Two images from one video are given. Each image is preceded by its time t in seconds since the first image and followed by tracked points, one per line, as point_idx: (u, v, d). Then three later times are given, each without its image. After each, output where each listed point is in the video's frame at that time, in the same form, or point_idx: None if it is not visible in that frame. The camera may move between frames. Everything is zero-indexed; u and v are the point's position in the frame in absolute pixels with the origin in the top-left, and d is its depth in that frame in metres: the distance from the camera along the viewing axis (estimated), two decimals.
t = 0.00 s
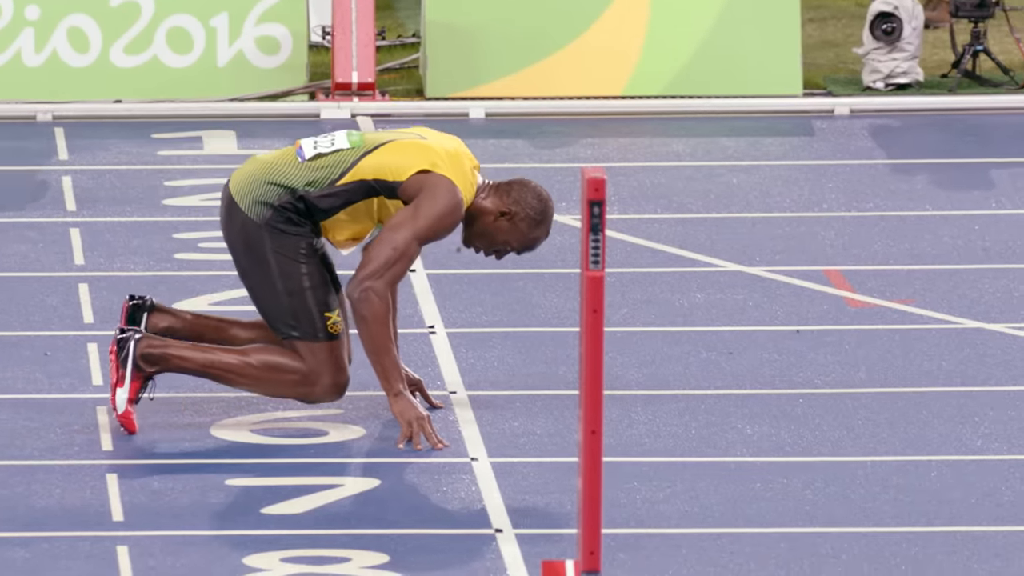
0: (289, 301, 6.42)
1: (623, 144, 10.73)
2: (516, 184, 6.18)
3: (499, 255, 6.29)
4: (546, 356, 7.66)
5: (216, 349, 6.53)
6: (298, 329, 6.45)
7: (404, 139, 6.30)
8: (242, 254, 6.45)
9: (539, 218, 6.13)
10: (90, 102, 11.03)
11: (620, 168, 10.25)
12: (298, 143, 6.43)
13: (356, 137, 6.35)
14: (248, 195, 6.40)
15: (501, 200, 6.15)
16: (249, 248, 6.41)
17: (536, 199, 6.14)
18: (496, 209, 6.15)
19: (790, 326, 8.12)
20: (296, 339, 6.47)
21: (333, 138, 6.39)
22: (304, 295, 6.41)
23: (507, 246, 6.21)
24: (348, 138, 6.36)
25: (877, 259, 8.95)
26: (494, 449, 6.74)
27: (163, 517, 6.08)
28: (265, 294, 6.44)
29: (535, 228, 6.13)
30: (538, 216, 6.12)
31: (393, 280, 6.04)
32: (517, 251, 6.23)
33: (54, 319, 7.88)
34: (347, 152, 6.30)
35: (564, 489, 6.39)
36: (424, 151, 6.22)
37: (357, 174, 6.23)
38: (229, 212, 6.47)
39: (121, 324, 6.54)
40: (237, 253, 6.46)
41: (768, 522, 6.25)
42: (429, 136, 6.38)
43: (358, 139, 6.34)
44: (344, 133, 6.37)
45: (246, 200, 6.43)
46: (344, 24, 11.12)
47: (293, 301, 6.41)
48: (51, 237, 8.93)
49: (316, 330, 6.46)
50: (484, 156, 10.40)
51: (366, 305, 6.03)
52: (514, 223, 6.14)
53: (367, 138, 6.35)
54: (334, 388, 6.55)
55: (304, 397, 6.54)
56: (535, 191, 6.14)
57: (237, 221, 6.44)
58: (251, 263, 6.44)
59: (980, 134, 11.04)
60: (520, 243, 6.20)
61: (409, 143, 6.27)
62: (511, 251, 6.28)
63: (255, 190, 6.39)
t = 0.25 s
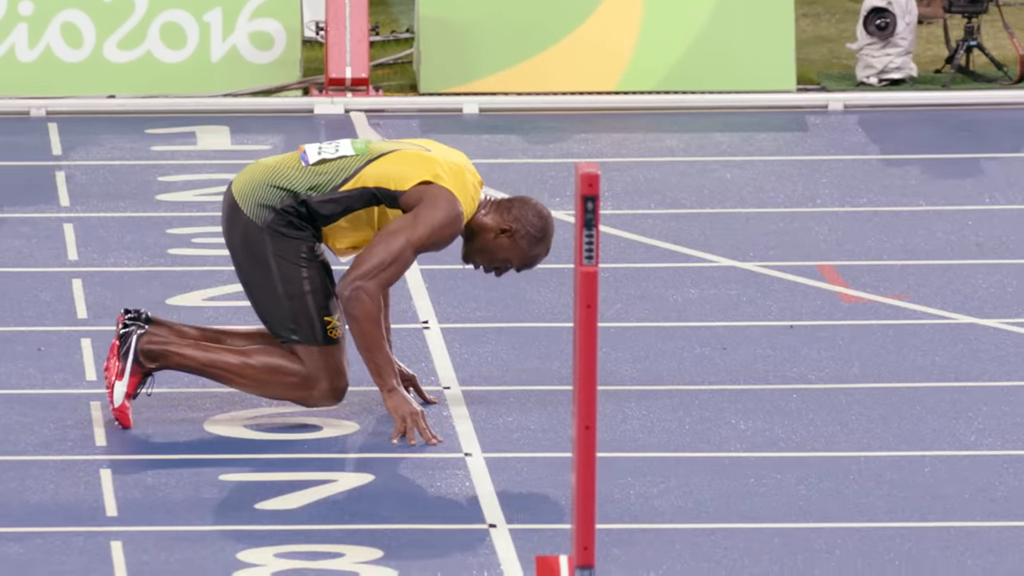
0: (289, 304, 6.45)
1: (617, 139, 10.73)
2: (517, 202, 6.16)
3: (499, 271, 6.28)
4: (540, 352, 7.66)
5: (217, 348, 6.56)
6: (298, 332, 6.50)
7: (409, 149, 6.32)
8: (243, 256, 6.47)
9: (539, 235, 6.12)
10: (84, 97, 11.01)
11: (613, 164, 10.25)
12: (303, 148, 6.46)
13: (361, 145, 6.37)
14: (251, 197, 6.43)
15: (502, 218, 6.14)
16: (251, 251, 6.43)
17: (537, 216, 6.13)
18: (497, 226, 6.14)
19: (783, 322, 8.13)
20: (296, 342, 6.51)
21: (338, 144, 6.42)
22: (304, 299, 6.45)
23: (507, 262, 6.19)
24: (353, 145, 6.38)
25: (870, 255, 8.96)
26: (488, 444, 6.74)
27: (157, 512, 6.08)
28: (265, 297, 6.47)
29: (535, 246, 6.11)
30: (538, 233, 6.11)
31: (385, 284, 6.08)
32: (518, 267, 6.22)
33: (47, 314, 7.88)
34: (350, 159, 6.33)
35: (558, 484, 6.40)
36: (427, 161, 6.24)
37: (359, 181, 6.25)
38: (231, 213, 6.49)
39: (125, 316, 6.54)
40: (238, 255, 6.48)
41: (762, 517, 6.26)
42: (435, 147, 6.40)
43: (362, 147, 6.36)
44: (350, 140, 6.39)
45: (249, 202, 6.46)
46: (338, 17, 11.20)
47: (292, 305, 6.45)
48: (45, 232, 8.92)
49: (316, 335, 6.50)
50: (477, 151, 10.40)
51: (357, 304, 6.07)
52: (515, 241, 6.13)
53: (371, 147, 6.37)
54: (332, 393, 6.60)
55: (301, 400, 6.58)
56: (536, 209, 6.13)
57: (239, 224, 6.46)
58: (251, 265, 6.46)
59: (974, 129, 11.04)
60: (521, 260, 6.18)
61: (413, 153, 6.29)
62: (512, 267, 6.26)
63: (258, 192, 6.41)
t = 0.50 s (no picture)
0: (292, 306, 6.49)
1: (616, 132, 10.71)
2: (518, 222, 6.24)
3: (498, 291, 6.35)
4: (539, 346, 7.66)
5: (222, 348, 6.60)
6: (301, 334, 6.53)
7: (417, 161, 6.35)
8: (247, 257, 6.52)
9: (540, 255, 6.20)
10: (82, 91, 10.99)
11: (612, 157, 10.24)
12: (310, 151, 6.50)
13: (369, 153, 6.42)
14: (257, 197, 6.47)
15: (504, 238, 6.21)
16: (254, 251, 6.48)
17: (538, 237, 6.21)
18: (498, 246, 6.21)
19: (782, 316, 8.12)
20: (299, 344, 6.55)
21: (347, 151, 6.45)
22: (306, 300, 6.48)
23: (507, 282, 6.27)
24: (361, 153, 6.43)
25: (869, 249, 8.95)
26: (487, 438, 6.73)
27: (155, 507, 6.07)
28: (269, 298, 6.51)
29: (536, 266, 6.20)
30: (539, 254, 6.19)
31: (380, 287, 6.14)
32: (517, 288, 6.30)
33: (45, 308, 7.87)
34: (358, 167, 6.37)
35: (557, 478, 6.39)
36: (434, 175, 6.29)
37: (365, 191, 6.29)
38: (237, 214, 6.54)
39: (131, 312, 6.59)
40: (242, 256, 6.53)
41: (760, 511, 6.26)
42: (443, 162, 6.44)
43: (370, 155, 6.41)
44: (358, 148, 6.44)
45: (255, 202, 6.50)
46: (336, 11, 11.18)
47: (296, 306, 6.48)
48: (43, 226, 8.91)
49: (319, 337, 6.53)
50: (476, 145, 10.39)
51: (351, 304, 6.12)
52: (516, 260, 6.21)
53: (379, 156, 6.41)
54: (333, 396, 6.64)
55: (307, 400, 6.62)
56: (537, 229, 6.21)
57: (244, 224, 6.50)
58: (256, 266, 6.51)
59: (973, 123, 11.03)
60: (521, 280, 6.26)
61: (422, 166, 6.33)
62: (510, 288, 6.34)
63: (264, 193, 6.46)
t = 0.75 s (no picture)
0: (299, 306, 6.49)
1: (619, 125, 10.69)
2: (522, 241, 6.25)
3: (500, 309, 6.37)
4: (542, 339, 7.64)
5: (232, 347, 6.64)
6: (309, 335, 6.54)
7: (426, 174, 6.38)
8: (255, 259, 6.53)
9: (544, 276, 6.22)
10: (84, 84, 10.97)
11: (615, 150, 10.22)
12: (321, 156, 6.56)
13: (380, 163, 6.49)
14: (266, 198, 6.51)
15: (507, 258, 6.22)
16: (261, 252, 6.50)
17: (541, 258, 6.22)
18: (501, 266, 6.22)
19: (786, 309, 8.10)
20: (307, 344, 6.56)
21: (357, 160, 6.52)
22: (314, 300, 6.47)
23: (509, 301, 6.28)
24: (372, 162, 6.51)
25: (873, 242, 8.93)
26: (490, 431, 6.72)
27: (158, 500, 6.06)
28: (277, 299, 6.53)
29: (539, 287, 6.21)
30: (542, 275, 6.20)
31: (379, 291, 6.18)
32: (519, 308, 6.31)
33: (48, 301, 7.86)
34: (368, 175, 6.43)
35: (560, 472, 6.38)
36: (441, 188, 6.29)
37: (372, 199, 6.34)
38: (245, 215, 6.57)
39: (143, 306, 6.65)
40: (249, 257, 6.55)
41: (764, 505, 6.24)
42: (454, 178, 6.46)
43: (380, 165, 6.48)
44: (369, 157, 6.52)
45: (263, 202, 6.54)
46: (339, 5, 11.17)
47: (304, 307, 6.48)
48: (45, 219, 8.89)
49: (327, 339, 6.54)
50: (479, 138, 10.37)
51: (348, 302, 6.16)
52: (518, 280, 6.22)
53: (389, 166, 6.48)
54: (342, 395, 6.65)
55: (313, 402, 6.66)
56: (541, 250, 6.23)
57: (252, 225, 6.52)
58: (264, 267, 6.52)
59: (977, 116, 11.01)
60: (523, 301, 6.28)
61: (431, 180, 6.35)
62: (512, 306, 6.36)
63: (272, 194, 6.50)
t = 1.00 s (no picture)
0: (306, 306, 6.53)
1: (623, 114, 10.67)
2: (525, 256, 6.32)
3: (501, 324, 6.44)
4: (546, 329, 7.63)
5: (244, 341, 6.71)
6: (317, 334, 6.58)
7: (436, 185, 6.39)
8: (262, 256, 6.56)
9: (546, 292, 6.29)
10: (88, 73, 10.98)
11: (619, 139, 10.20)
12: (332, 157, 6.56)
13: (389, 171, 6.49)
14: (275, 195, 6.52)
15: (510, 273, 6.29)
16: (269, 251, 6.53)
17: (544, 273, 6.29)
18: (504, 281, 6.28)
19: (790, 298, 8.09)
20: (313, 342, 6.62)
21: (367, 166, 6.53)
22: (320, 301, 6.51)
23: (511, 315, 6.36)
24: (382, 169, 6.51)
25: (878, 231, 8.91)
26: (494, 421, 6.72)
27: (161, 489, 6.06)
28: (284, 297, 6.57)
29: (542, 302, 6.29)
30: (545, 290, 6.28)
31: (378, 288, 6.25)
32: (522, 322, 6.38)
33: (52, 291, 7.86)
34: (377, 181, 6.43)
35: (564, 461, 6.37)
36: (449, 200, 6.30)
37: (379, 206, 6.35)
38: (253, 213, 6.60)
39: (154, 299, 6.70)
40: (256, 255, 6.59)
41: (768, 494, 6.24)
42: (462, 192, 6.47)
43: (390, 173, 6.48)
44: (379, 164, 6.52)
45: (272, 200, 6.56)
46: None
47: (311, 306, 6.52)
48: (49, 208, 8.88)
49: (334, 337, 6.58)
50: (483, 126, 10.35)
51: (347, 293, 6.24)
52: (521, 295, 6.30)
53: (399, 175, 6.48)
54: (346, 396, 6.72)
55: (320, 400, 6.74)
56: (543, 264, 6.29)
57: (260, 223, 6.54)
58: (271, 265, 6.55)
59: (982, 104, 10.98)
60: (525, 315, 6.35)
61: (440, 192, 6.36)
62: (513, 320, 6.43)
63: (281, 191, 6.51)
